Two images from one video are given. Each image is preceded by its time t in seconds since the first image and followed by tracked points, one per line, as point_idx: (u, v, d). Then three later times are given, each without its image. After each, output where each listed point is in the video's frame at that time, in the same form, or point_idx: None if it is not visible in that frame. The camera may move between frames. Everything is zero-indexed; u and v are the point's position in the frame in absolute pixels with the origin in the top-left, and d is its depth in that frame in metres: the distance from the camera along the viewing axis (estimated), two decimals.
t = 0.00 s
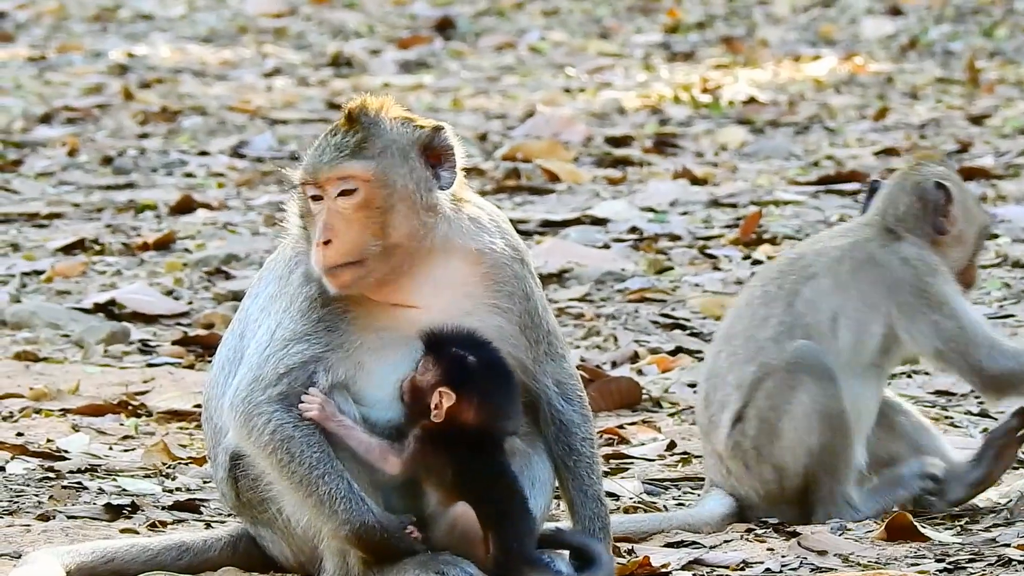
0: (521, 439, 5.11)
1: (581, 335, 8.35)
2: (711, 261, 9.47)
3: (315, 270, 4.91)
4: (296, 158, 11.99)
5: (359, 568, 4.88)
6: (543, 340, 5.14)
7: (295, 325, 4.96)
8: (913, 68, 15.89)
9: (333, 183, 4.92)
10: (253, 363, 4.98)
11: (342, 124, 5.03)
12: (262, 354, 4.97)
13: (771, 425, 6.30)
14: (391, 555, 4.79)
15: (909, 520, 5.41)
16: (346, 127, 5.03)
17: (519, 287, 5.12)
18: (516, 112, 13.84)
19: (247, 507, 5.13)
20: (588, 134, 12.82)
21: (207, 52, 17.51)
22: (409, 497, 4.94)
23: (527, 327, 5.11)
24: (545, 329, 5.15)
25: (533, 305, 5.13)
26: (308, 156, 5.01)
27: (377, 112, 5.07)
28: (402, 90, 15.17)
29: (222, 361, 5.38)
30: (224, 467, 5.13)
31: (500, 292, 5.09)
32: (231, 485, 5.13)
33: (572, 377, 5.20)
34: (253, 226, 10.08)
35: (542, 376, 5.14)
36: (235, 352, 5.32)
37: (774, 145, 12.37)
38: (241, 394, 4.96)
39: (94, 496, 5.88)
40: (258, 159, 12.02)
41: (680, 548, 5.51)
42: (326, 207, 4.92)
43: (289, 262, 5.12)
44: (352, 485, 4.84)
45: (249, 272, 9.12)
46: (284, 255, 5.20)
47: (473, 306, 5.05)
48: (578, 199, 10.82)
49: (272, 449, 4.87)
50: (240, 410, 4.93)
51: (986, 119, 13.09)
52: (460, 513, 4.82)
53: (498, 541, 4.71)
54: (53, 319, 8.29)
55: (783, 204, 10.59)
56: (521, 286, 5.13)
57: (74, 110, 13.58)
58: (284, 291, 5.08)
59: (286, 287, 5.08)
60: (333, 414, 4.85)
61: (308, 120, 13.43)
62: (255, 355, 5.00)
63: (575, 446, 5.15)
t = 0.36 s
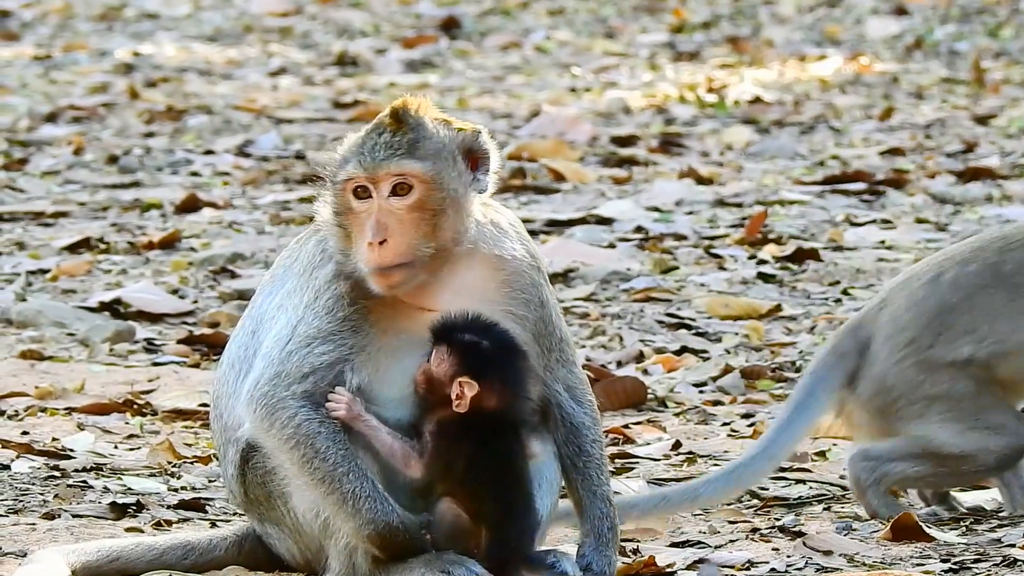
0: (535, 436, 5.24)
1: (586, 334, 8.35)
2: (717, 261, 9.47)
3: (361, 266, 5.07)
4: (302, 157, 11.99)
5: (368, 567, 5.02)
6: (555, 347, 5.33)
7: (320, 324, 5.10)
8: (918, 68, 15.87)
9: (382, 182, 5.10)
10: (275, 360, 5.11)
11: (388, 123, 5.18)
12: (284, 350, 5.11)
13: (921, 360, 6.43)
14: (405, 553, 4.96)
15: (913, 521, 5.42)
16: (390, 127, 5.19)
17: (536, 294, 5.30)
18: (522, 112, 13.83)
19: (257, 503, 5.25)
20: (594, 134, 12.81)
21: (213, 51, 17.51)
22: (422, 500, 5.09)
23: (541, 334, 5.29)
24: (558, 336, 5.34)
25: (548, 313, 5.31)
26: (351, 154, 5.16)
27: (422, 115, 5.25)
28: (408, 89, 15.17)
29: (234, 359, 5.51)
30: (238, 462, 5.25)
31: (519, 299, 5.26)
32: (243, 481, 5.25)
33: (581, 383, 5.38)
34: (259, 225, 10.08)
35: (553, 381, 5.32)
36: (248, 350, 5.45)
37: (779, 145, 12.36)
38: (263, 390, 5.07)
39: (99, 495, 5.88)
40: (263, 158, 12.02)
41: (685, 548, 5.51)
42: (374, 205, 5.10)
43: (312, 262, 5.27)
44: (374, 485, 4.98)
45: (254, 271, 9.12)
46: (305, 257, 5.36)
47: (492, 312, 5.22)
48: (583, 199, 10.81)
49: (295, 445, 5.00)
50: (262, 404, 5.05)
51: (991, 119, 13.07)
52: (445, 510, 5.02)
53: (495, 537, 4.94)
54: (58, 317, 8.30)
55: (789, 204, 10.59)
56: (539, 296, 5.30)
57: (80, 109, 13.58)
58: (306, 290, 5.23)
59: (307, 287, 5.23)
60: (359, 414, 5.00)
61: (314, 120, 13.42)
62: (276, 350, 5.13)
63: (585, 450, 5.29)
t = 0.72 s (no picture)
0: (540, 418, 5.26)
1: (591, 319, 8.34)
2: (722, 245, 9.47)
3: (378, 249, 5.11)
4: (307, 142, 11.98)
5: (371, 553, 5.04)
6: (558, 333, 5.38)
7: (323, 309, 5.12)
8: (924, 53, 15.84)
9: (401, 167, 5.16)
10: (278, 344, 5.11)
11: (403, 107, 5.20)
12: (286, 335, 5.12)
13: None
14: (410, 537, 4.99)
15: (918, 504, 5.42)
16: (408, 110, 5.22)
17: (538, 280, 5.35)
18: (527, 97, 13.81)
19: (261, 488, 5.27)
20: (599, 119, 12.79)
21: (218, 36, 17.49)
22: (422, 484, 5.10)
23: (542, 320, 5.34)
24: (560, 322, 5.39)
25: (550, 299, 5.36)
26: (364, 137, 5.20)
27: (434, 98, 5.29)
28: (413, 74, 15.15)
29: (236, 346, 5.53)
30: (239, 448, 5.27)
31: (521, 284, 5.31)
32: (245, 465, 5.27)
33: (584, 368, 5.42)
34: (264, 210, 10.07)
35: (555, 366, 5.36)
36: (250, 335, 5.47)
37: (784, 130, 12.34)
38: (265, 375, 5.08)
39: (104, 480, 5.89)
40: (269, 143, 12.02)
41: (690, 532, 5.53)
42: (393, 188, 5.15)
43: (315, 248, 5.30)
44: (377, 469, 5.00)
45: (259, 256, 9.12)
46: (308, 242, 5.39)
47: (494, 298, 5.28)
48: (588, 184, 10.81)
49: (297, 430, 5.01)
50: (263, 389, 5.06)
51: (996, 104, 13.05)
52: (452, 495, 5.01)
53: (499, 524, 4.94)
54: (63, 303, 8.30)
55: (794, 188, 10.59)
56: (541, 279, 5.35)
57: (84, 94, 13.58)
58: (309, 276, 5.25)
59: (311, 272, 5.25)
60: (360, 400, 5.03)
61: (319, 105, 13.41)
62: (278, 335, 5.15)
63: (589, 434, 5.34)
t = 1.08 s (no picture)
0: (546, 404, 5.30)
1: (599, 303, 8.34)
2: (729, 229, 9.46)
3: (388, 234, 5.10)
4: (315, 126, 11.97)
5: (380, 538, 5.05)
6: (565, 317, 5.37)
7: (334, 293, 5.13)
8: (931, 36, 15.80)
9: (409, 152, 5.13)
10: (289, 330, 5.13)
11: (411, 91, 5.18)
12: (297, 320, 5.13)
13: None
14: (418, 522, 5.00)
15: (927, 488, 5.41)
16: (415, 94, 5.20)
17: (546, 263, 5.35)
18: (534, 80, 13.79)
19: (270, 472, 5.28)
20: (606, 102, 12.77)
21: (225, 19, 17.47)
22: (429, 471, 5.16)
23: (551, 304, 5.34)
24: (568, 306, 5.39)
25: (558, 284, 5.36)
26: (373, 121, 5.18)
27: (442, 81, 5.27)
28: (420, 57, 15.13)
29: (244, 330, 5.53)
30: (248, 432, 5.28)
31: (529, 269, 5.31)
32: (254, 450, 5.28)
33: (592, 351, 5.42)
34: (272, 194, 10.07)
35: (563, 350, 5.36)
36: (258, 319, 5.47)
37: (791, 113, 12.32)
38: (277, 360, 5.10)
39: (113, 464, 5.90)
40: (276, 126, 12.01)
41: (698, 516, 5.53)
42: (401, 173, 5.13)
43: (324, 232, 5.30)
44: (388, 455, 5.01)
45: (266, 240, 9.12)
46: (316, 225, 5.39)
47: (503, 283, 5.28)
48: (595, 167, 10.79)
49: (309, 415, 5.03)
50: (276, 374, 5.08)
51: (1003, 87, 13.01)
52: (457, 481, 5.08)
53: (508, 506, 4.99)
54: (71, 286, 8.31)
55: (801, 171, 10.58)
56: (547, 263, 5.35)
57: (91, 78, 13.57)
58: (318, 260, 5.25)
59: (321, 257, 5.25)
60: (373, 386, 5.07)
61: (326, 88, 13.39)
62: (289, 320, 5.16)
63: (598, 417, 5.33)
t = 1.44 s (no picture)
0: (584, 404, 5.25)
1: (635, 301, 8.29)
2: (766, 227, 9.40)
3: (425, 232, 5.07)
4: (351, 124, 11.95)
5: (418, 537, 5.02)
6: (602, 315, 5.34)
7: (371, 292, 5.09)
8: (967, 33, 15.69)
9: (444, 148, 5.08)
10: (325, 329, 5.10)
11: (445, 89, 5.14)
12: (334, 319, 5.10)
13: None
14: (454, 521, 4.96)
15: (965, 486, 5.35)
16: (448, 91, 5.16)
17: (582, 262, 5.31)
18: (570, 78, 13.75)
19: (308, 471, 5.26)
20: (642, 100, 12.72)
21: (261, 17, 17.48)
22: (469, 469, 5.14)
23: (589, 303, 5.30)
24: (605, 304, 5.35)
25: (594, 283, 5.32)
26: (408, 119, 5.13)
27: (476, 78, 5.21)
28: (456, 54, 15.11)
29: (280, 330, 5.49)
30: (286, 431, 5.25)
31: (565, 267, 5.27)
32: (292, 449, 5.25)
33: (629, 350, 5.39)
34: (308, 192, 10.05)
35: (601, 349, 5.32)
36: (295, 319, 5.44)
37: (827, 111, 12.24)
38: (314, 359, 5.07)
39: (149, 463, 5.88)
40: (312, 124, 11.99)
41: (736, 515, 5.48)
42: (436, 170, 5.08)
43: (360, 231, 5.27)
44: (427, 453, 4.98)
45: (303, 238, 9.11)
46: (352, 224, 5.35)
47: (539, 281, 5.25)
48: (632, 165, 10.75)
49: (346, 414, 5.00)
50: (312, 374, 5.04)
51: None
52: (495, 481, 5.05)
53: (547, 508, 4.93)
54: (108, 285, 8.30)
55: (837, 169, 10.51)
56: (584, 261, 5.31)
57: (128, 76, 13.59)
58: (355, 259, 5.22)
59: (358, 255, 5.21)
60: (411, 385, 5.04)
61: (362, 86, 13.37)
62: (326, 319, 5.12)
63: (635, 415, 5.30)
